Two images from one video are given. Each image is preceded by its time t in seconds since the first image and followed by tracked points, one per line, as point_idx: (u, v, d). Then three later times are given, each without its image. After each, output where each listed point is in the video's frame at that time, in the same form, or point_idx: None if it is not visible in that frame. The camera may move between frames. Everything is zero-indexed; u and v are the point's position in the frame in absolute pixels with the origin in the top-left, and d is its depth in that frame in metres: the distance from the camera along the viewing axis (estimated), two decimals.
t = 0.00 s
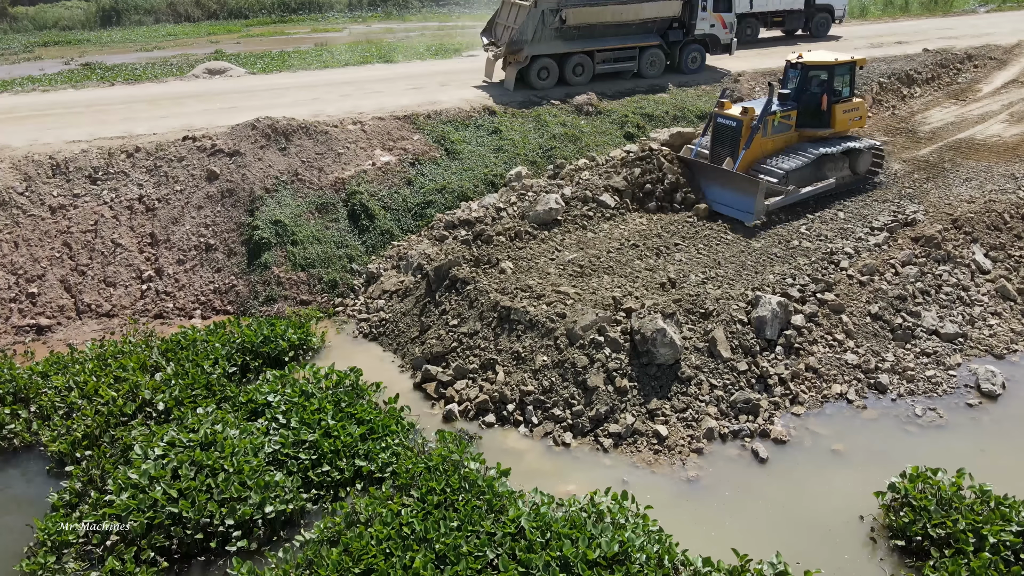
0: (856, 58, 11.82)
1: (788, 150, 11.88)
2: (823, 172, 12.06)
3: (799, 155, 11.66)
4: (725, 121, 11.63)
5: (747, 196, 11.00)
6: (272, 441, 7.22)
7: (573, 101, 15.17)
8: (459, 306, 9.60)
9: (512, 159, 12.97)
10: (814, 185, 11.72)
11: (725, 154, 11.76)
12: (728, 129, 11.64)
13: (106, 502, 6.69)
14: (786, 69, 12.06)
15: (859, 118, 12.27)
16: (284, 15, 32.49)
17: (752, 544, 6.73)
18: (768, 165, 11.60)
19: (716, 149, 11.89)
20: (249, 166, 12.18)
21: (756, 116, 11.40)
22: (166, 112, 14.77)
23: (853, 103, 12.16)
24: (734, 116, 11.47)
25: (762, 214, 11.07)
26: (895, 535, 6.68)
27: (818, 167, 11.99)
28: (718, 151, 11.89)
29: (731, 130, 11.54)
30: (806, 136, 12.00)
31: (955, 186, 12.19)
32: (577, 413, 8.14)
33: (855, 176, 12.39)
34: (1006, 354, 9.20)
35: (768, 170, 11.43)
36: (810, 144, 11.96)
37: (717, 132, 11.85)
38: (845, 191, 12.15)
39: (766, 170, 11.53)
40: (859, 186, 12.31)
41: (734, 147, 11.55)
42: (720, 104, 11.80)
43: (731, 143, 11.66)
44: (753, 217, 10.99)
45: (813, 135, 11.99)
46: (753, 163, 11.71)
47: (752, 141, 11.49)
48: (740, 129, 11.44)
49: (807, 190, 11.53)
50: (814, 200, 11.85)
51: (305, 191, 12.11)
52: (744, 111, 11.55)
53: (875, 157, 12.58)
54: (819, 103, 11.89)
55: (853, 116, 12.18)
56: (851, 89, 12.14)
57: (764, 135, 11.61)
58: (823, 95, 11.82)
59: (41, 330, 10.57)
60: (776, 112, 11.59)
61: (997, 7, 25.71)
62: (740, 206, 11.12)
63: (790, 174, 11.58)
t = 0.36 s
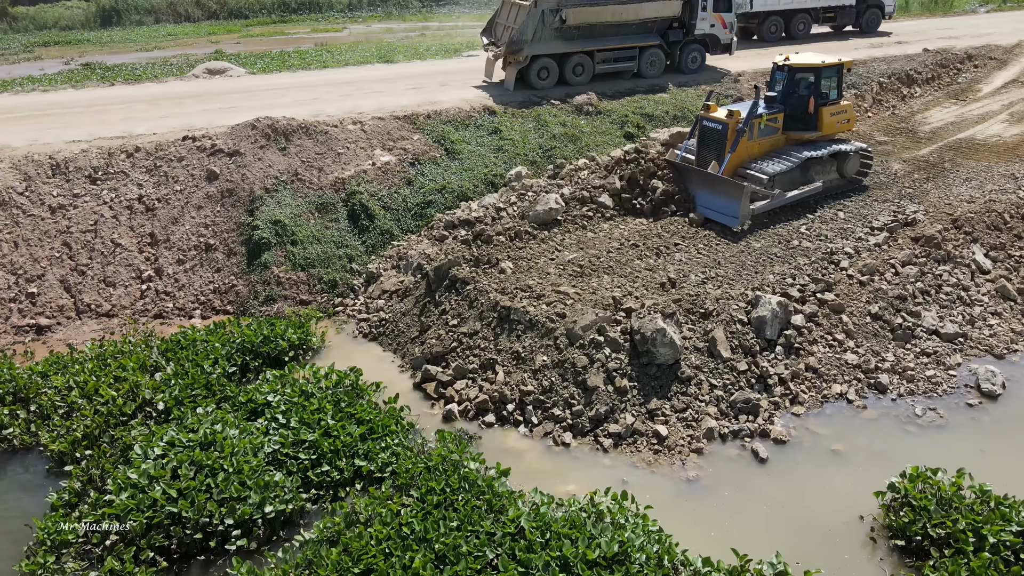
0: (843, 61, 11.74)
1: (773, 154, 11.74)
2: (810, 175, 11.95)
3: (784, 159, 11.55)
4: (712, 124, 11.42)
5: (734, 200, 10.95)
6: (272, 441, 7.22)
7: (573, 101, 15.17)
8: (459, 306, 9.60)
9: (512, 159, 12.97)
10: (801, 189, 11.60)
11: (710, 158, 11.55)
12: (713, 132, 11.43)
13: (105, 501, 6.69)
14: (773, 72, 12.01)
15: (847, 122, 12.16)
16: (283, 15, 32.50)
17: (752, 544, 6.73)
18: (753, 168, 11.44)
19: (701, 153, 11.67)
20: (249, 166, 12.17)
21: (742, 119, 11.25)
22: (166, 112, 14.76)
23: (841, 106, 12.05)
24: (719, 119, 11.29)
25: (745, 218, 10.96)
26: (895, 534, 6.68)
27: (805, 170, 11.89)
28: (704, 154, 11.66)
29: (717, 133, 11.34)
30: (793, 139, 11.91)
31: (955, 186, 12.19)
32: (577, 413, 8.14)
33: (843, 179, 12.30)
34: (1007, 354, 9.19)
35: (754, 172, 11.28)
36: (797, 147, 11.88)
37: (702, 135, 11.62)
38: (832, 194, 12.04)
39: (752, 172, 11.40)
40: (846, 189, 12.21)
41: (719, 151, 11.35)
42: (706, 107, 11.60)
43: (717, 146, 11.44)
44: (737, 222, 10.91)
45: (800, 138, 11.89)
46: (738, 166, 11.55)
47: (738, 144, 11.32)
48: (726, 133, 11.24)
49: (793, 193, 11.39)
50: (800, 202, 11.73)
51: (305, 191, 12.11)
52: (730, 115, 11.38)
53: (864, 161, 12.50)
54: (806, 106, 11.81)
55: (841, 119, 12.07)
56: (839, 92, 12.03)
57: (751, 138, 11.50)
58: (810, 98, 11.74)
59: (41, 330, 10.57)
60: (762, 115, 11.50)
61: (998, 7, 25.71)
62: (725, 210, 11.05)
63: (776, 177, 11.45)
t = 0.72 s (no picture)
0: (830, 63, 11.63)
1: (760, 157, 11.62)
2: (796, 179, 11.88)
3: (771, 162, 11.41)
4: (697, 128, 11.30)
5: (719, 204, 10.87)
6: (271, 441, 7.21)
7: (573, 101, 15.17)
8: (459, 306, 9.59)
9: (512, 159, 12.96)
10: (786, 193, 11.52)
11: (696, 161, 11.43)
12: (700, 135, 11.30)
13: (104, 501, 6.68)
14: (760, 74, 11.86)
15: (833, 124, 12.06)
16: (284, 15, 32.52)
17: (752, 544, 6.73)
18: (740, 171, 11.32)
19: (687, 156, 11.55)
20: (249, 166, 12.17)
21: (728, 122, 11.10)
22: (165, 112, 14.76)
23: (828, 108, 11.95)
24: (706, 121, 11.15)
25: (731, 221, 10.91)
26: (895, 534, 6.68)
27: (791, 174, 11.85)
28: (690, 158, 11.54)
29: (703, 136, 11.20)
30: (780, 141, 11.80)
31: (955, 186, 12.18)
32: (577, 413, 8.14)
33: (832, 183, 12.15)
34: (1007, 354, 9.19)
35: (739, 176, 11.20)
36: (783, 149, 11.77)
37: (688, 139, 11.49)
38: (820, 198, 11.93)
39: (737, 176, 11.26)
40: (834, 192, 12.06)
41: (705, 154, 11.22)
42: (692, 110, 11.45)
43: (703, 149, 11.31)
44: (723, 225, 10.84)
45: (786, 141, 11.78)
46: (724, 169, 11.37)
47: (724, 147, 11.15)
48: (711, 136, 11.09)
49: (778, 198, 11.33)
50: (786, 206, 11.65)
51: (305, 191, 12.11)
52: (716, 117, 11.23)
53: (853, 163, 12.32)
54: (793, 109, 11.70)
55: (828, 121, 11.96)
56: (825, 94, 11.93)
57: (737, 141, 11.33)
58: (797, 100, 11.62)
59: (40, 330, 10.57)
60: (748, 118, 11.35)
61: (999, 7, 25.71)
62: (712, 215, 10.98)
63: (762, 181, 11.35)
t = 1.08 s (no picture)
0: (815, 66, 11.52)
1: (745, 160, 11.49)
2: (782, 183, 11.79)
3: (756, 165, 11.27)
4: (682, 132, 11.26)
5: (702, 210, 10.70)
6: (271, 442, 7.22)
7: (573, 102, 15.19)
8: (459, 307, 9.59)
9: (512, 159, 12.96)
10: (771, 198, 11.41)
11: (681, 166, 11.39)
12: (684, 139, 11.26)
13: (105, 502, 6.69)
14: (745, 76, 11.74)
15: (820, 127, 11.95)
16: (284, 15, 32.56)
17: (751, 545, 6.73)
18: (725, 174, 11.25)
19: (672, 161, 11.51)
20: (249, 167, 12.17)
21: (712, 126, 10.98)
22: (165, 112, 14.79)
23: (814, 111, 11.84)
24: (690, 125, 11.08)
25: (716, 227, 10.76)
26: (894, 535, 6.69)
27: (778, 178, 11.74)
28: (675, 163, 11.50)
29: (687, 140, 11.16)
30: (766, 144, 11.67)
31: (955, 186, 12.19)
32: (576, 414, 8.14)
33: (818, 187, 12.09)
34: (1006, 355, 9.20)
35: (724, 180, 11.15)
36: (769, 153, 11.64)
37: (673, 143, 11.47)
38: (806, 202, 11.83)
39: (722, 179, 11.20)
40: (822, 197, 12.00)
41: (689, 158, 11.16)
42: (677, 114, 11.44)
43: (687, 154, 11.27)
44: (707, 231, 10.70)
45: (772, 144, 11.66)
46: (708, 174, 11.28)
47: (709, 150, 11.07)
48: (695, 139, 11.03)
49: (763, 202, 11.20)
50: (772, 212, 11.51)
51: (305, 192, 12.11)
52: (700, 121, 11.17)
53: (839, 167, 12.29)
54: (778, 112, 11.59)
55: (814, 125, 11.86)
56: (812, 97, 11.82)
57: (722, 145, 11.21)
58: (782, 103, 11.51)
59: (40, 331, 10.57)
60: (733, 121, 11.20)
61: (1001, 7, 25.74)
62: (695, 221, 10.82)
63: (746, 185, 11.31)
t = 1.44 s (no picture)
0: (803, 68, 11.40)
1: (732, 165, 11.40)
2: (770, 188, 11.58)
3: (742, 170, 11.18)
4: (667, 136, 11.17)
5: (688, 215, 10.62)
6: (272, 442, 7.22)
7: (573, 102, 15.20)
8: (459, 307, 9.59)
9: (512, 159, 12.97)
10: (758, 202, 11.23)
11: (666, 170, 11.30)
12: (670, 143, 11.16)
13: (106, 502, 6.70)
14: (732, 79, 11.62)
15: (808, 130, 11.82)
16: (284, 15, 32.62)
17: (751, 546, 6.73)
18: (711, 179, 11.14)
19: (659, 165, 11.41)
20: (249, 167, 12.18)
21: (698, 129, 10.93)
22: (165, 112, 14.82)
23: (802, 114, 11.71)
24: (675, 129, 11.00)
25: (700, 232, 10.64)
26: (894, 536, 6.69)
27: (765, 183, 11.55)
28: (661, 166, 11.41)
29: (673, 144, 11.08)
30: (753, 148, 11.54)
31: (955, 186, 12.20)
32: (576, 415, 8.15)
33: (806, 190, 11.89)
34: (1006, 355, 9.21)
35: (709, 186, 11.00)
36: (756, 156, 11.50)
37: (659, 147, 11.37)
38: (793, 206, 11.65)
39: (708, 185, 11.08)
40: (810, 201, 11.81)
41: (675, 162, 11.09)
42: (663, 118, 11.35)
43: (673, 157, 11.18)
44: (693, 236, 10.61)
45: (759, 148, 11.53)
46: (694, 178, 11.20)
47: (695, 154, 11.01)
48: (681, 143, 10.96)
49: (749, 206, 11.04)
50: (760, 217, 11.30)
51: (305, 192, 12.12)
52: (686, 125, 11.10)
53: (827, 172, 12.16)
54: (765, 115, 11.47)
55: (803, 127, 11.73)
56: (800, 99, 11.67)
57: (708, 149, 11.16)
58: (769, 106, 11.38)
59: (41, 331, 10.57)
60: (719, 125, 11.12)
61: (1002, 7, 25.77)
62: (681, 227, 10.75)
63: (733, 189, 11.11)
